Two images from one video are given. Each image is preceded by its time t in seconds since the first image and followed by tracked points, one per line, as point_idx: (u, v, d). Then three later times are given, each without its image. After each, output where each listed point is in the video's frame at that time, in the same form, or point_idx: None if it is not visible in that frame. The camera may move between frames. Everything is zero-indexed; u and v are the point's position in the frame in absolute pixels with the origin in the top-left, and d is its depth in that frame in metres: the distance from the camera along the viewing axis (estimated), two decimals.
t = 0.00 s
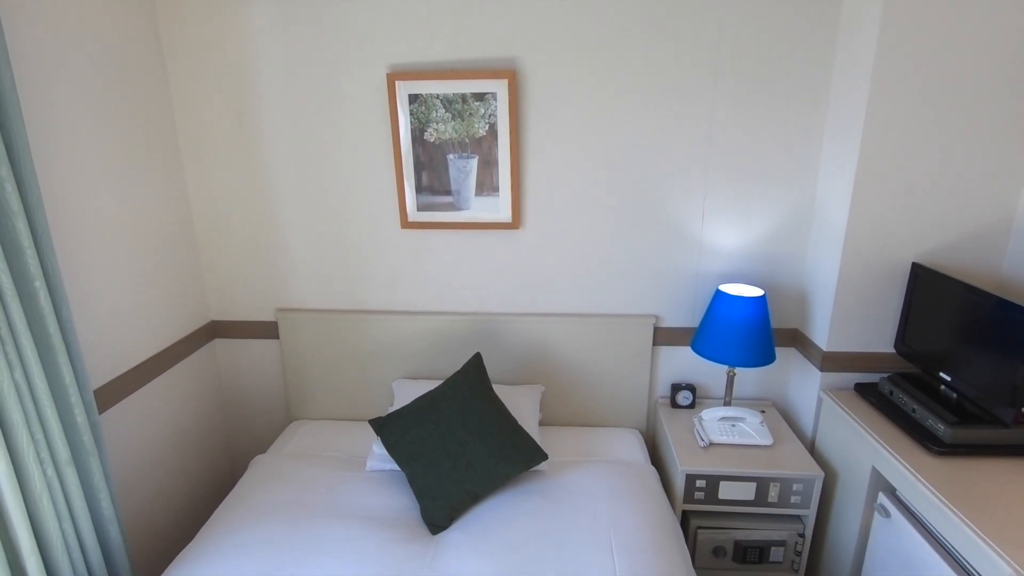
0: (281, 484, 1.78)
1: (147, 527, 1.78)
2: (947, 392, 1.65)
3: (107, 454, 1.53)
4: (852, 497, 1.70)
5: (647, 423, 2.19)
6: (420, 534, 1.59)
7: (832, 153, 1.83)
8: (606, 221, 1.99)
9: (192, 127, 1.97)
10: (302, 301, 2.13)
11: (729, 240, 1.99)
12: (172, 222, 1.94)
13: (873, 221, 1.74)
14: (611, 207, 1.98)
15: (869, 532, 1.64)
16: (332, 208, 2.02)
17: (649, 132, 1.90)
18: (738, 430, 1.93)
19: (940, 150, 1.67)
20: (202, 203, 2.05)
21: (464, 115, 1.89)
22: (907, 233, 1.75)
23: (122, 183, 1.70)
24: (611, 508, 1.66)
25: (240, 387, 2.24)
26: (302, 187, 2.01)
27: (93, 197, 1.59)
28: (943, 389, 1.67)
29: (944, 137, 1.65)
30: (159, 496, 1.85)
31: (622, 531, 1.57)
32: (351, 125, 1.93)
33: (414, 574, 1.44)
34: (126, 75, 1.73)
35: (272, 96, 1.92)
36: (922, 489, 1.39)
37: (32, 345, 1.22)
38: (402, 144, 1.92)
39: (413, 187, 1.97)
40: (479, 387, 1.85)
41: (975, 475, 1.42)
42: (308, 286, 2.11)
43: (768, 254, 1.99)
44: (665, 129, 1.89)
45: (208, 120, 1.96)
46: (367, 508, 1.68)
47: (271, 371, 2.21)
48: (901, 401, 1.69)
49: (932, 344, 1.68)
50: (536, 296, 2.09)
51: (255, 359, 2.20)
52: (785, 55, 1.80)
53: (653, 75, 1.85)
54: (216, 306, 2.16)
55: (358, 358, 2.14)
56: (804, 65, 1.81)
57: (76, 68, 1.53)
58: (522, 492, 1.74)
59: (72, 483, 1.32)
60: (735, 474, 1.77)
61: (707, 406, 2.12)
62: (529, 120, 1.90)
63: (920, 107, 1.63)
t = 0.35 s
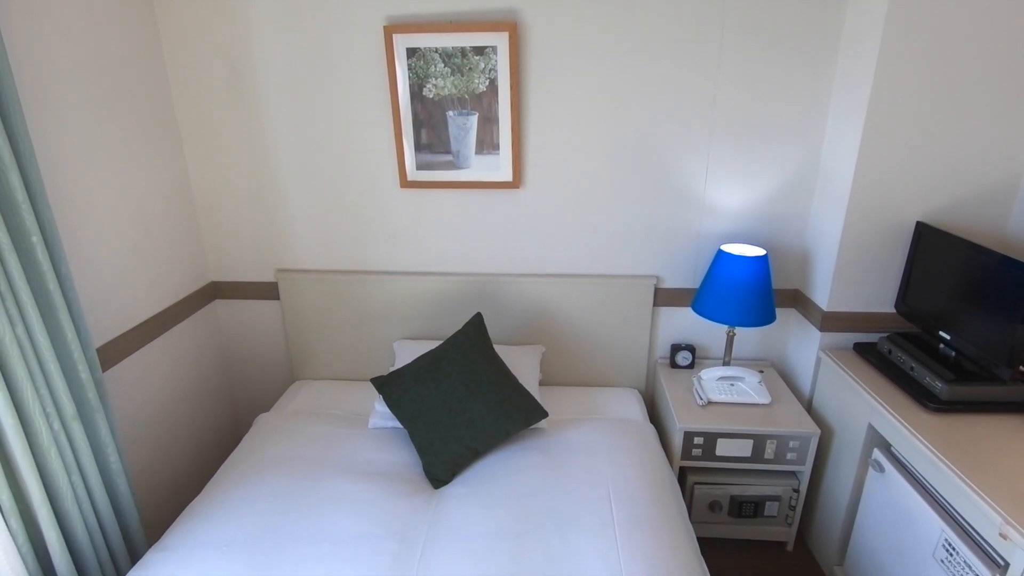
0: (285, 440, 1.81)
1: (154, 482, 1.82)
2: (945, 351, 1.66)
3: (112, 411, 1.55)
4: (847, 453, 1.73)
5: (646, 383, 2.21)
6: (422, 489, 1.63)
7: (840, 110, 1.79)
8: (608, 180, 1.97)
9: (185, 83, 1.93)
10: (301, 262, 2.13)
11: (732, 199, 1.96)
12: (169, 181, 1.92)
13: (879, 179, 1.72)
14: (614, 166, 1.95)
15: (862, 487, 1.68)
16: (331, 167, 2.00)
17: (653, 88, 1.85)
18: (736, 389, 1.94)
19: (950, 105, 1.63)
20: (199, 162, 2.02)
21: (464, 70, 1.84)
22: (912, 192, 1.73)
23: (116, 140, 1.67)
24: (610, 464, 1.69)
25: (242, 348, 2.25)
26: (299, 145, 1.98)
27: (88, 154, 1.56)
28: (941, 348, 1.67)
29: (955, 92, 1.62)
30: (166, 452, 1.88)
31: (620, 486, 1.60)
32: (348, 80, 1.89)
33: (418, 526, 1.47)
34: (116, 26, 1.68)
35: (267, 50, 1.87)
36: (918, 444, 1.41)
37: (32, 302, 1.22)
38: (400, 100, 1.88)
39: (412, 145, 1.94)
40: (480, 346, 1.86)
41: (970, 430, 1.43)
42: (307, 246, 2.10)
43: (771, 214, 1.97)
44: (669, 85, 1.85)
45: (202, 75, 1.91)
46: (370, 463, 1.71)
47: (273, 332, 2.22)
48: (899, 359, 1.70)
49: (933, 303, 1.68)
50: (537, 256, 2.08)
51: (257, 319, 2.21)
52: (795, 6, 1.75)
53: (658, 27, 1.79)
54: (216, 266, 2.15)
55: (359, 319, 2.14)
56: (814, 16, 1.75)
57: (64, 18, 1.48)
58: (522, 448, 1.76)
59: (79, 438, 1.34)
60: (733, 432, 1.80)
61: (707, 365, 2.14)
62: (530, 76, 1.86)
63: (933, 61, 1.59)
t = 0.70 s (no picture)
0: (288, 400, 1.83)
1: (161, 441, 1.85)
2: (946, 311, 1.66)
3: (116, 370, 1.56)
4: (845, 412, 1.75)
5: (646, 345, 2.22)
6: (425, 446, 1.65)
7: (850, 65, 1.74)
8: (611, 139, 1.93)
9: (177, 38, 1.87)
10: (300, 224, 2.11)
11: (736, 159, 1.93)
12: (164, 141, 1.89)
13: (887, 138, 1.69)
14: (616, 125, 1.91)
15: (858, 445, 1.70)
16: (328, 126, 1.96)
17: (658, 42, 1.80)
18: (736, 350, 1.95)
19: (963, 60, 1.58)
20: (194, 121, 1.98)
21: (463, 24, 1.79)
22: (920, 151, 1.70)
23: (108, 97, 1.64)
24: (609, 423, 1.71)
25: (243, 310, 2.26)
26: (295, 103, 1.93)
27: (80, 111, 1.53)
28: (943, 309, 1.67)
29: (969, 46, 1.57)
30: (171, 412, 1.90)
31: (619, 444, 1.63)
32: (344, 35, 1.84)
33: (421, 482, 1.50)
34: None
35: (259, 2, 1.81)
36: (915, 402, 1.43)
37: (30, 259, 1.22)
38: (398, 56, 1.83)
39: (410, 103, 1.90)
40: (481, 307, 1.86)
41: (967, 389, 1.45)
42: (306, 208, 2.08)
43: (775, 174, 1.95)
44: (675, 39, 1.79)
45: (194, 30, 1.86)
46: (373, 422, 1.74)
47: (273, 294, 2.22)
48: (900, 320, 1.71)
49: (936, 264, 1.67)
50: (537, 218, 2.07)
51: (257, 282, 2.21)
52: None
53: None
54: (214, 228, 2.14)
55: (360, 281, 2.14)
56: None
57: None
58: (523, 408, 1.78)
59: (84, 395, 1.36)
60: (732, 391, 1.82)
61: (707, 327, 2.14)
62: (531, 30, 1.81)
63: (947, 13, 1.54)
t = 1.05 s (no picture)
0: (290, 359, 1.84)
1: (164, 400, 1.87)
2: (948, 270, 1.65)
3: (117, 329, 1.56)
4: (843, 370, 1.76)
5: (646, 305, 2.22)
6: (426, 404, 1.67)
7: (861, 15, 1.68)
8: (613, 94, 1.89)
9: None
10: (298, 183, 2.08)
11: (741, 115, 1.89)
12: (155, 97, 1.84)
13: (897, 92, 1.64)
14: (619, 80, 1.86)
15: (855, 402, 1.72)
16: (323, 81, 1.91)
17: None
18: (736, 310, 1.95)
19: (979, 9, 1.53)
20: (185, 77, 1.93)
21: None
22: (930, 105, 1.66)
23: (96, 51, 1.59)
24: (609, 381, 1.73)
25: (242, 271, 2.25)
26: (289, 58, 1.88)
27: (67, 66, 1.49)
28: (945, 267, 1.66)
29: None
30: (174, 372, 1.92)
31: (618, 401, 1.64)
32: None
33: (422, 438, 1.52)
34: None
35: None
36: (914, 359, 1.43)
37: (25, 216, 1.20)
38: (393, 7, 1.77)
39: (407, 57, 1.84)
40: (481, 267, 1.85)
41: (965, 346, 1.45)
42: (303, 167, 2.05)
43: (780, 130, 1.91)
44: None
45: None
46: (373, 381, 1.75)
47: (272, 254, 2.21)
48: (901, 279, 1.70)
49: (941, 222, 1.65)
50: (538, 176, 2.04)
51: (255, 242, 2.19)
52: None
53: None
54: (211, 188, 2.11)
55: (359, 241, 2.12)
56: None
57: None
58: (523, 366, 1.80)
59: (86, 353, 1.36)
60: (731, 350, 1.82)
61: (707, 287, 2.14)
62: None
63: None
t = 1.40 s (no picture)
0: (289, 316, 1.84)
1: (165, 357, 1.89)
2: (952, 225, 1.64)
3: (114, 285, 1.56)
4: (841, 327, 1.77)
5: (646, 263, 2.21)
6: (425, 360, 1.67)
7: None
8: (615, 45, 1.83)
9: None
10: (292, 139, 2.04)
11: (747, 67, 1.84)
12: (143, 48, 1.79)
13: (908, 42, 1.59)
14: (621, 30, 1.80)
15: (852, 358, 1.73)
16: (315, 32, 1.85)
17: None
18: (736, 267, 1.94)
19: None
20: (173, 26, 1.86)
21: None
22: (941, 56, 1.61)
23: None
24: (608, 337, 1.73)
25: (239, 229, 2.23)
26: (279, 6, 1.81)
27: (49, 13, 1.44)
28: (948, 223, 1.65)
29: None
30: (173, 329, 1.92)
31: (617, 356, 1.65)
32: None
33: (422, 392, 1.54)
34: None
35: None
36: (913, 314, 1.43)
37: (13, 169, 1.18)
38: None
39: (402, 6, 1.78)
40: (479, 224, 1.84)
41: (966, 301, 1.45)
42: (297, 122, 2.01)
43: (786, 83, 1.86)
44: None
45: None
46: (373, 337, 1.75)
47: (268, 212, 2.18)
48: (903, 235, 1.68)
49: (947, 177, 1.63)
50: (537, 131, 1.99)
51: (251, 200, 2.16)
52: None
53: None
54: (204, 144, 2.07)
55: (356, 199, 2.10)
56: None
57: None
58: (523, 323, 1.80)
59: (83, 308, 1.36)
60: (729, 307, 1.82)
61: (708, 245, 2.12)
62: None
63: None
